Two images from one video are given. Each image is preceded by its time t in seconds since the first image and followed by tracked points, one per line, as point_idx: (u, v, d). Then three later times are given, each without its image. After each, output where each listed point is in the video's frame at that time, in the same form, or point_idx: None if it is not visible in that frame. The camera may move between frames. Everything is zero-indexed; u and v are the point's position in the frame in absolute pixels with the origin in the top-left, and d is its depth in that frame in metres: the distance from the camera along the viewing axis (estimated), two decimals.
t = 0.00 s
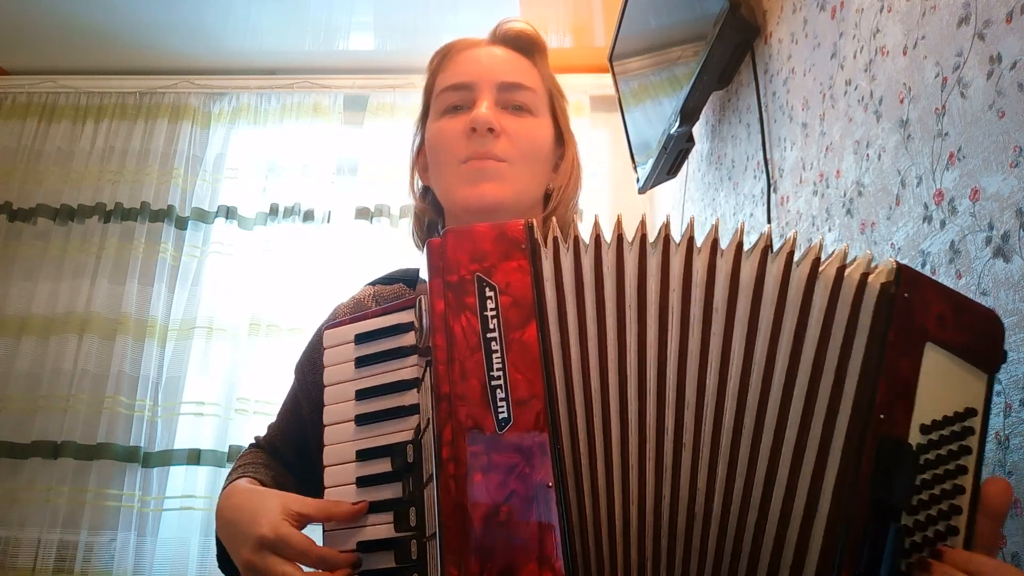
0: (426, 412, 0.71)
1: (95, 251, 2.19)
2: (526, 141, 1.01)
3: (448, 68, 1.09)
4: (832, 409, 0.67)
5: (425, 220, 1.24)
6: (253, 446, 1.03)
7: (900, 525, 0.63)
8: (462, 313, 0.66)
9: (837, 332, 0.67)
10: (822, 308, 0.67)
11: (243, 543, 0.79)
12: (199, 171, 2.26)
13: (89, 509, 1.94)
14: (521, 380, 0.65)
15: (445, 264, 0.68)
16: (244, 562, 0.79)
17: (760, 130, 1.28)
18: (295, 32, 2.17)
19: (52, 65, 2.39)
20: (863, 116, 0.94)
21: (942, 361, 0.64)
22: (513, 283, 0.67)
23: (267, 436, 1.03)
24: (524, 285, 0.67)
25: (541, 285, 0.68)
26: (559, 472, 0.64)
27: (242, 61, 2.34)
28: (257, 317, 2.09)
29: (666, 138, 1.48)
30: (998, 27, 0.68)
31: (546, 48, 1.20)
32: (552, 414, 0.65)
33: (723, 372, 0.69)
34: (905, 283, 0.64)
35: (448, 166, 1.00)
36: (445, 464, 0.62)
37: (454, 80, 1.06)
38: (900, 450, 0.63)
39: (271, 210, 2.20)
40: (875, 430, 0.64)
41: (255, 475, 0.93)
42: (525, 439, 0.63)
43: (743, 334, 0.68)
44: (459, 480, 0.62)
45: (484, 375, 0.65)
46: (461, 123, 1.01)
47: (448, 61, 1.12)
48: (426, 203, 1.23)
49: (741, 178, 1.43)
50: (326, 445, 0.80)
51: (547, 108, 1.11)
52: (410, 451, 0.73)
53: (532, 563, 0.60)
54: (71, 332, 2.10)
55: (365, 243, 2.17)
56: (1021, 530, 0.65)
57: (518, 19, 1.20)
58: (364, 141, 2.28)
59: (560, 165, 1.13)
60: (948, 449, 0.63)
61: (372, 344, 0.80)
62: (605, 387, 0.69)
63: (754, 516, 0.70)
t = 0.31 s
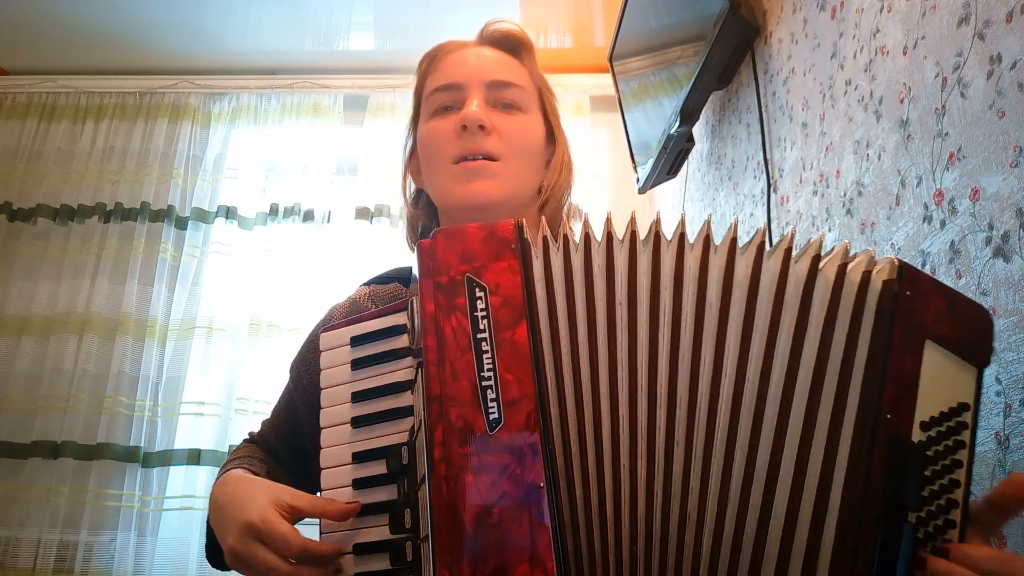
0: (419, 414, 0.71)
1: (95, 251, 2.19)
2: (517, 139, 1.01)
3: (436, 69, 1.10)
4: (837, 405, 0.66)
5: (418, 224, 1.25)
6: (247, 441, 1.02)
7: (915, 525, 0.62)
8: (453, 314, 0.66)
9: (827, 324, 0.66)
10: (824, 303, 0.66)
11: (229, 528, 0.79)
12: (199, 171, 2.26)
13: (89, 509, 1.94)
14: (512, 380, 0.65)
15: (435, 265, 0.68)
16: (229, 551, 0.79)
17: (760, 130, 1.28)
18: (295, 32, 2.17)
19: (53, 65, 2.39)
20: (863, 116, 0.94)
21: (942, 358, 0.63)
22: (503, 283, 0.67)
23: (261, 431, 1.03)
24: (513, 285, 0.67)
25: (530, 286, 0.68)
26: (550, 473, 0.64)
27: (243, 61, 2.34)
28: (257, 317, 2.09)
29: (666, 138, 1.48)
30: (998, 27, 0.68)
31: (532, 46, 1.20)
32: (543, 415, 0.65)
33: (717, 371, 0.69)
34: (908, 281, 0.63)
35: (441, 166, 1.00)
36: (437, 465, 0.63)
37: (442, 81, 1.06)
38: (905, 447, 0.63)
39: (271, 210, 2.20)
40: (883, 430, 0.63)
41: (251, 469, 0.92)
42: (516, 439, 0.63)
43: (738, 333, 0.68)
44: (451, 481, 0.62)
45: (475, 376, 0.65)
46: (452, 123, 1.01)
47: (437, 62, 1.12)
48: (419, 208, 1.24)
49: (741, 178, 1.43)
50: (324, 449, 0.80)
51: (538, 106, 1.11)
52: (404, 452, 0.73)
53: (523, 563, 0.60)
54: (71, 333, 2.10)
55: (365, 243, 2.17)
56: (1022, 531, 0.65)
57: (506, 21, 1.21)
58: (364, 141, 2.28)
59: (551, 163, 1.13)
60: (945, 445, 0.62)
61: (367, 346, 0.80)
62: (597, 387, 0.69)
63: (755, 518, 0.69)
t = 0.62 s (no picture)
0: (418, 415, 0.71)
1: (95, 251, 2.19)
2: (519, 138, 1.01)
3: (436, 66, 1.09)
4: (817, 396, 0.66)
5: (417, 221, 1.24)
6: (245, 435, 1.03)
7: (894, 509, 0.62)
8: (450, 314, 0.66)
9: (815, 319, 0.66)
10: (806, 296, 0.67)
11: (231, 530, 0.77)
12: (199, 171, 2.26)
13: (89, 509, 1.94)
14: (509, 381, 0.65)
15: (432, 266, 0.68)
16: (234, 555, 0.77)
17: (760, 130, 1.28)
18: (295, 32, 2.17)
19: (52, 65, 2.39)
20: (863, 116, 0.94)
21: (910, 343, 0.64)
22: (500, 284, 0.68)
23: (259, 427, 1.03)
24: (511, 286, 0.68)
25: (527, 286, 0.69)
26: (547, 473, 0.64)
27: (243, 61, 2.34)
28: (257, 317, 2.09)
29: (666, 138, 1.48)
30: (998, 27, 0.68)
31: (534, 40, 1.20)
32: (540, 415, 0.65)
33: (712, 369, 0.69)
34: (874, 269, 0.65)
35: (442, 164, 1.00)
36: (434, 466, 0.63)
37: (442, 78, 1.06)
38: (880, 434, 0.63)
39: (271, 211, 2.20)
40: (856, 416, 0.63)
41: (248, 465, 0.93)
42: (514, 440, 0.63)
43: (728, 330, 0.68)
44: (449, 481, 0.62)
45: (472, 376, 0.65)
46: (452, 121, 1.01)
47: (436, 58, 1.12)
48: (417, 204, 1.24)
49: (741, 178, 1.43)
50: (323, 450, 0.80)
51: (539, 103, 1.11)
52: (403, 454, 0.73)
53: (522, 564, 0.60)
54: (71, 333, 2.10)
55: (365, 243, 2.17)
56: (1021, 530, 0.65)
57: (507, 15, 1.21)
58: (364, 141, 2.29)
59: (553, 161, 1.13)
60: (919, 428, 0.63)
61: (364, 348, 0.80)
62: (594, 387, 0.69)
63: (745, 515, 0.68)
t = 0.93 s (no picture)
0: (421, 417, 0.71)
1: (95, 251, 2.19)
2: (524, 137, 1.01)
3: (440, 63, 1.09)
4: (801, 393, 0.67)
5: (419, 220, 1.24)
6: (250, 434, 1.02)
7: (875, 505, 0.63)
8: (458, 315, 0.66)
9: (809, 326, 0.67)
10: (796, 297, 0.68)
11: (235, 509, 0.78)
12: (199, 171, 2.26)
13: (89, 508, 1.94)
14: (517, 383, 0.65)
15: (439, 267, 0.68)
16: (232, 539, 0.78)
17: (760, 130, 1.28)
18: (295, 32, 2.16)
19: (52, 65, 2.39)
20: (863, 116, 0.94)
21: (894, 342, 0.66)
22: (507, 285, 0.68)
23: (262, 426, 1.03)
24: (518, 288, 0.68)
25: (535, 288, 0.69)
26: (554, 475, 0.64)
27: (242, 61, 2.34)
28: (257, 317, 2.09)
29: (666, 138, 1.48)
30: (998, 27, 0.68)
31: (540, 39, 1.20)
32: (547, 417, 0.65)
33: (716, 370, 0.69)
34: (856, 268, 0.66)
35: (447, 164, 1.00)
36: (441, 468, 0.63)
37: (446, 76, 1.05)
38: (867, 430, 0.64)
39: (271, 210, 2.20)
40: (840, 414, 0.64)
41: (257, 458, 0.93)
42: (521, 442, 0.63)
43: (728, 331, 0.69)
44: (455, 483, 0.62)
45: (479, 377, 0.65)
46: (457, 121, 1.01)
47: (440, 56, 1.12)
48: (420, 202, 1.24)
49: (740, 178, 1.43)
50: (324, 450, 0.80)
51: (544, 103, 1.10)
52: (405, 455, 0.73)
53: (528, 567, 0.60)
54: (71, 333, 2.10)
55: (365, 244, 2.17)
56: (1021, 530, 0.65)
57: (510, 10, 1.21)
58: (364, 141, 2.29)
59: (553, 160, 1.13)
60: (905, 425, 0.64)
61: (367, 347, 0.80)
62: (600, 388, 0.69)
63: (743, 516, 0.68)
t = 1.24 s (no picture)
0: (422, 417, 0.71)
1: (95, 251, 2.19)
2: (525, 138, 1.01)
3: (441, 64, 1.09)
4: (773, 385, 0.67)
5: (421, 220, 1.24)
6: (254, 433, 1.03)
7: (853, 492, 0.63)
8: (456, 316, 0.66)
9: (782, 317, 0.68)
10: (771, 288, 0.68)
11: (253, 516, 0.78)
12: (199, 171, 2.26)
13: (89, 508, 1.94)
14: (515, 383, 0.65)
15: (438, 268, 0.68)
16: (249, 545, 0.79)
17: (760, 130, 1.28)
18: (295, 32, 2.16)
19: (52, 65, 2.38)
20: (863, 116, 0.94)
21: (869, 327, 0.67)
22: (506, 286, 0.68)
23: (267, 426, 1.03)
24: (516, 288, 0.68)
25: (533, 289, 0.69)
26: (553, 476, 0.64)
27: (243, 61, 2.34)
28: (257, 317, 2.09)
29: (666, 138, 1.48)
30: (998, 27, 0.68)
31: (541, 40, 1.20)
32: (545, 418, 0.65)
33: (711, 370, 0.69)
34: (826, 256, 0.67)
35: (447, 164, 1.00)
36: (439, 469, 0.63)
37: (447, 77, 1.05)
38: (844, 421, 0.64)
39: (271, 210, 2.20)
40: (816, 403, 0.65)
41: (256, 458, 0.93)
42: (520, 443, 0.63)
43: (719, 330, 0.69)
44: (454, 484, 0.62)
45: (478, 378, 0.65)
46: (458, 121, 1.01)
47: (440, 56, 1.12)
48: (422, 203, 1.24)
49: (741, 178, 1.43)
50: (327, 450, 0.81)
51: (546, 103, 1.10)
52: (407, 455, 0.73)
53: (526, 568, 0.60)
54: (71, 333, 2.10)
55: (365, 244, 2.17)
56: (1021, 530, 0.65)
57: (511, 10, 1.20)
58: (364, 141, 2.29)
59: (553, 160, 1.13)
60: (886, 411, 0.65)
61: (372, 347, 0.80)
62: (597, 388, 0.69)
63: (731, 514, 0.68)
